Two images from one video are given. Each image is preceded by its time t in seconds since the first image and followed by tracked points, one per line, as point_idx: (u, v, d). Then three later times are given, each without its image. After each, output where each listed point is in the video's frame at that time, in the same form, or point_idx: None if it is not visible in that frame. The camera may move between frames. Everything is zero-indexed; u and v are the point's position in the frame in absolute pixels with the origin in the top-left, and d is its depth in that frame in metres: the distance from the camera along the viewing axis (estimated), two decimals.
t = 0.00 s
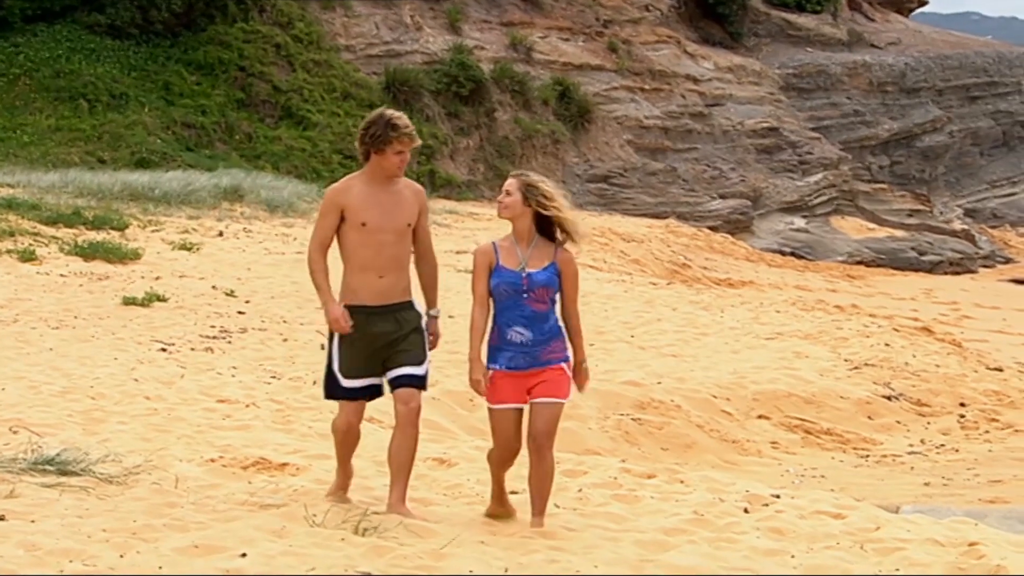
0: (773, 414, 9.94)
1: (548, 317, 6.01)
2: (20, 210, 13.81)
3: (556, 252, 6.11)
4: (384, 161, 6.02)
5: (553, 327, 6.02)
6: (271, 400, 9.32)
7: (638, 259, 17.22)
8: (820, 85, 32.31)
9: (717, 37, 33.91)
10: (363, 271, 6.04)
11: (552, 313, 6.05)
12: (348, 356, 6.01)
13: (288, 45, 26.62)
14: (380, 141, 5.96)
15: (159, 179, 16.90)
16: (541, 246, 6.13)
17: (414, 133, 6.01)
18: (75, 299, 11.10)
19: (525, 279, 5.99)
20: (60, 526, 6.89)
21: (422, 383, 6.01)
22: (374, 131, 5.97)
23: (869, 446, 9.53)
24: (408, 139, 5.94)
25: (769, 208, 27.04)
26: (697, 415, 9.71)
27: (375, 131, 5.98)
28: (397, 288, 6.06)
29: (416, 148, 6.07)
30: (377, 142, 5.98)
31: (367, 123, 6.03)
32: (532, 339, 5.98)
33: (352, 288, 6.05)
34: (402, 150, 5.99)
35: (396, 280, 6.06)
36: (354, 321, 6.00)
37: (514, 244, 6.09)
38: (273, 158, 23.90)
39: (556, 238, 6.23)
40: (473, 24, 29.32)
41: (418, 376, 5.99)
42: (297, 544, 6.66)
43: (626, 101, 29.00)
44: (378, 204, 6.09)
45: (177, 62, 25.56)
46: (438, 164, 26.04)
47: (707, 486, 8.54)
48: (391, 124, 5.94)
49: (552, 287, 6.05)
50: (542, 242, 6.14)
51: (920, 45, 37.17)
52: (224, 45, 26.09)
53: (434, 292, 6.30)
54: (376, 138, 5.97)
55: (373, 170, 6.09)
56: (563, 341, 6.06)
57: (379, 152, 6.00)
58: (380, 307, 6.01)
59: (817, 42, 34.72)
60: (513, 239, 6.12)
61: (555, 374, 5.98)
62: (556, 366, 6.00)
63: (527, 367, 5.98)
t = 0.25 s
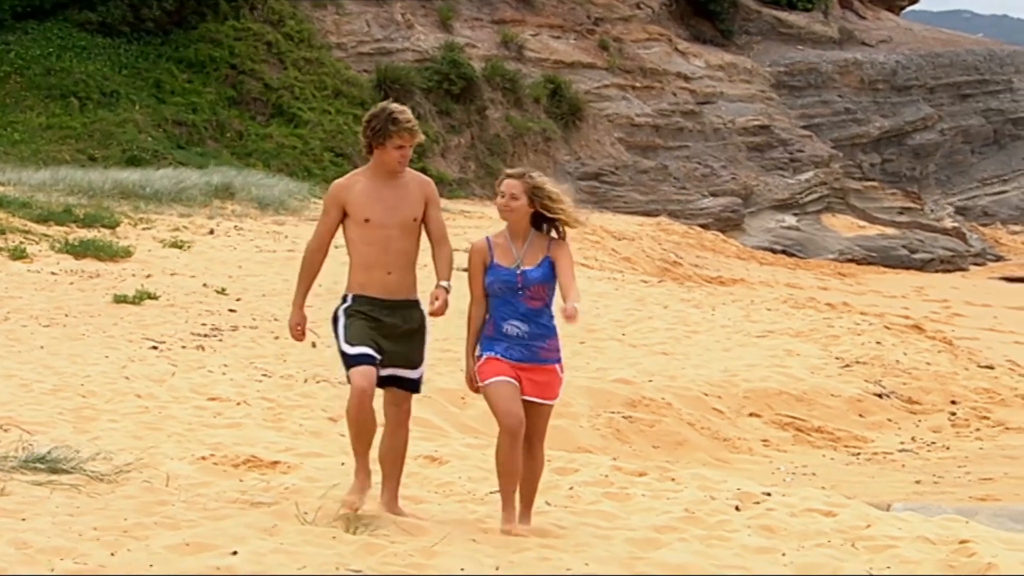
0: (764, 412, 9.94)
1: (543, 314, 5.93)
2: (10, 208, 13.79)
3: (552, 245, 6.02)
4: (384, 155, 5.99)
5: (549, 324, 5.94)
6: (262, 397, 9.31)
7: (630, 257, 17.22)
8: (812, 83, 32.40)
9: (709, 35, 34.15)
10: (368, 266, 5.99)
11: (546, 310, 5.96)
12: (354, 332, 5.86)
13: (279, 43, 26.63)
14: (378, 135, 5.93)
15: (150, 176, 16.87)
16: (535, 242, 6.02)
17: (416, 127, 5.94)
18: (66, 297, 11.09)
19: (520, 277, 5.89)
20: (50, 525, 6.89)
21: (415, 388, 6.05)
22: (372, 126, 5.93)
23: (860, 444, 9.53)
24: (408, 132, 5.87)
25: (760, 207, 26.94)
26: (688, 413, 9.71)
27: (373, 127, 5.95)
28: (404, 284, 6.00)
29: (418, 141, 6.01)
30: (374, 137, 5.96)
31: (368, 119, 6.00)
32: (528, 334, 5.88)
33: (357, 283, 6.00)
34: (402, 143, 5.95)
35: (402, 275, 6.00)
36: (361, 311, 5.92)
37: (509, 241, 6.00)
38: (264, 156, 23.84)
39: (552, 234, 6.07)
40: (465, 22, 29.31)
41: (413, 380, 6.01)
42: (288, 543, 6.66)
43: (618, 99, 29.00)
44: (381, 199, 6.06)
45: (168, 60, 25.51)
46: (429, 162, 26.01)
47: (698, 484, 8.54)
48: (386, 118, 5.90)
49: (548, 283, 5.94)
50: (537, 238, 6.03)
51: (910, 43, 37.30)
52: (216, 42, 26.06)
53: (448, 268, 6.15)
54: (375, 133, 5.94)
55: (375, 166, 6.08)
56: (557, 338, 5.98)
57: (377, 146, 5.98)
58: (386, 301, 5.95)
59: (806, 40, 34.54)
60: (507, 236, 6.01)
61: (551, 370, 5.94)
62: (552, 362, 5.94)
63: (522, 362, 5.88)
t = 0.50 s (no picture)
0: (756, 409, 9.95)
1: (536, 316, 5.71)
2: (2, 206, 13.78)
3: (544, 245, 5.82)
4: (370, 164, 5.83)
5: (544, 326, 5.71)
6: (253, 395, 9.30)
7: (622, 255, 17.22)
8: (804, 80, 32.57)
9: (701, 32, 34.12)
10: (364, 280, 5.81)
11: (541, 312, 5.74)
12: (351, 353, 5.67)
13: (271, 40, 26.63)
14: (361, 144, 5.77)
15: (141, 174, 16.85)
16: (527, 242, 5.83)
17: (398, 134, 5.80)
18: (57, 294, 11.08)
19: (513, 277, 5.69)
20: (42, 522, 6.89)
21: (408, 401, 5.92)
22: (352, 135, 5.80)
23: (851, 442, 9.54)
24: (389, 138, 5.74)
25: (752, 204, 26.97)
26: (680, 411, 9.71)
27: (356, 137, 5.79)
28: (402, 297, 5.83)
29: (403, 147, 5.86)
30: (357, 146, 5.80)
31: (349, 130, 5.87)
32: (522, 337, 5.67)
33: (355, 296, 5.80)
34: (387, 150, 5.80)
35: (399, 287, 5.82)
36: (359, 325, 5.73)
37: (500, 243, 5.82)
38: (256, 153, 23.78)
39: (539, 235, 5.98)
40: (456, 20, 29.30)
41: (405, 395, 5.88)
42: (279, 541, 6.65)
43: (610, 96, 29.01)
44: (373, 210, 5.89)
45: (160, 57, 25.46)
46: (422, 159, 25.99)
47: (689, 481, 8.55)
48: (369, 126, 5.75)
49: (541, 284, 5.73)
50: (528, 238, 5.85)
51: (903, 41, 37.37)
52: (207, 40, 26.03)
53: (439, 283, 6.01)
54: (358, 142, 5.79)
55: (362, 177, 5.92)
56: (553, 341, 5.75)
57: (362, 156, 5.83)
58: (386, 315, 5.76)
59: (799, 38, 35.00)
60: (499, 238, 5.84)
61: (545, 375, 5.72)
62: (546, 366, 5.71)
63: (517, 366, 5.66)
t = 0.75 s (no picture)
0: (751, 405, 9.95)
1: (538, 306, 5.77)
2: None
3: (546, 238, 5.89)
4: (364, 152, 5.84)
5: (544, 317, 5.77)
6: (248, 391, 9.30)
7: (617, 251, 17.22)
8: (798, 77, 32.73)
9: (696, 29, 34.13)
10: (361, 270, 5.82)
11: (542, 302, 5.80)
12: (345, 353, 5.74)
13: (266, 37, 26.62)
14: (356, 133, 5.80)
15: (136, 170, 16.84)
16: (529, 232, 5.88)
17: (389, 121, 5.85)
18: (52, 291, 11.08)
19: (516, 267, 5.74)
20: (37, 518, 6.89)
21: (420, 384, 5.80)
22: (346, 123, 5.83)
23: (846, 438, 9.55)
24: (383, 126, 5.79)
25: (747, 200, 26.96)
26: (674, 407, 9.72)
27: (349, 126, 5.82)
28: (397, 286, 5.84)
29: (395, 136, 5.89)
30: (352, 135, 5.83)
31: (342, 119, 5.90)
32: (522, 325, 5.72)
33: (350, 288, 5.83)
34: (379, 137, 5.82)
35: (395, 277, 5.84)
36: (353, 317, 5.76)
37: (502, 232, 5.85)
38: (251, 149, 23.72)
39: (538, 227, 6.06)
40: (451, 16, 29.35)
41: (414, 377, 5.79)
42: (274, 537, 6.66)
43: (604, 93, 28.99)
44: (369, 200, 5.88)
45: (154, 53, 25.40)
46: (416, 156, 25.96)
47: (684, 478, 8.55)
48: (364, 114, 5.79)
49: (543, 276, 5.80)
50: (530, 229, 5.91)
51: (898, 37, 37.34)
52: (202, 36, 25.98)
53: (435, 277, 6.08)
54: (353, 130, 5.82)
55: (357, 167, 5.92)
56: (553, 331, 5.82)
57: (357, 145, 5.85)
58: (380, 304, 5.78)
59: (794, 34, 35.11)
60: (501, 226, 5.87)
61: (548, 361, 5.74)
62: (548, 354, 5.75)
63: (518, 354, 5.72)
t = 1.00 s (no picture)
0: (746, 402, 9.96)
1: (546, 318, 5.71)
2: None
3: (558, 248, 5.83)
4: (381, 153, 5.77)
5: (551, 328, 5.71)
6: (243, 388, 9.29)
7: (612, 248, 17.22)
8: (793, 74, 32.79)
9: (691, 26, 34.23)
10: (369, 275, 5.78)
11: (550, 314, 5.75)
12: (352, 360, 5.77)
13: (260, 33, 26.52)
14: (373, 133, 5.74)
15: (131, 167, 16.80)
16: (541, 242, 5.83)
17: (406, 123, 5.79)
18: (46, 288, 11.07)
19: (525, 278, 5.68)
20: (32, 516, 6.89)
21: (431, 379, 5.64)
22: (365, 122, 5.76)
23: (841, 435, 9.56)
24: (400, 127, 5.73)
25: (741, 197, 27.03)
26: (669, 404, 9.72)
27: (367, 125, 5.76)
28: (405, 292, 5.79)
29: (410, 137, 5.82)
30: (369, 134, 5.76)
31: (359, 118, 5.83)
32: (528, 338, 5.66)
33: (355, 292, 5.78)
34: (395, 138, 5.75)
35: (404, 283, 5.79)
36: (358, 323, 5.74)
37: (513, 241, 5.79)
38: (245, 146, 23.62)
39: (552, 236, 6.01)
40: (446, 13, 29.37)
41: (426, 372, 5.64)
42: (269, 534, 6.66)
43: (599, 90, 28.94)
44: (381, 203, 5.80)
45: (149, 50, 25.33)
46: (411, 152, 25.91)
47: (679, 475, 8.56)
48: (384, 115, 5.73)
49: (553, 287, 5.74)
50: (543, 238, 5.86)
51: (893, 34, 37.31)
52: (196, 33, 25.92)
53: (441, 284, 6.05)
54: (372, 129, 5.75)
55: (371, 168, 5.84)
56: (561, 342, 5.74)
57: (373, 145, 5.78)
58: (387, 310, 5.73)
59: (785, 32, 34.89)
60: (512, 234, 5.81)
61: (554, 372, 5.66)
62: (554, 365, 5.68)
63: (523, 367, 5.67)
